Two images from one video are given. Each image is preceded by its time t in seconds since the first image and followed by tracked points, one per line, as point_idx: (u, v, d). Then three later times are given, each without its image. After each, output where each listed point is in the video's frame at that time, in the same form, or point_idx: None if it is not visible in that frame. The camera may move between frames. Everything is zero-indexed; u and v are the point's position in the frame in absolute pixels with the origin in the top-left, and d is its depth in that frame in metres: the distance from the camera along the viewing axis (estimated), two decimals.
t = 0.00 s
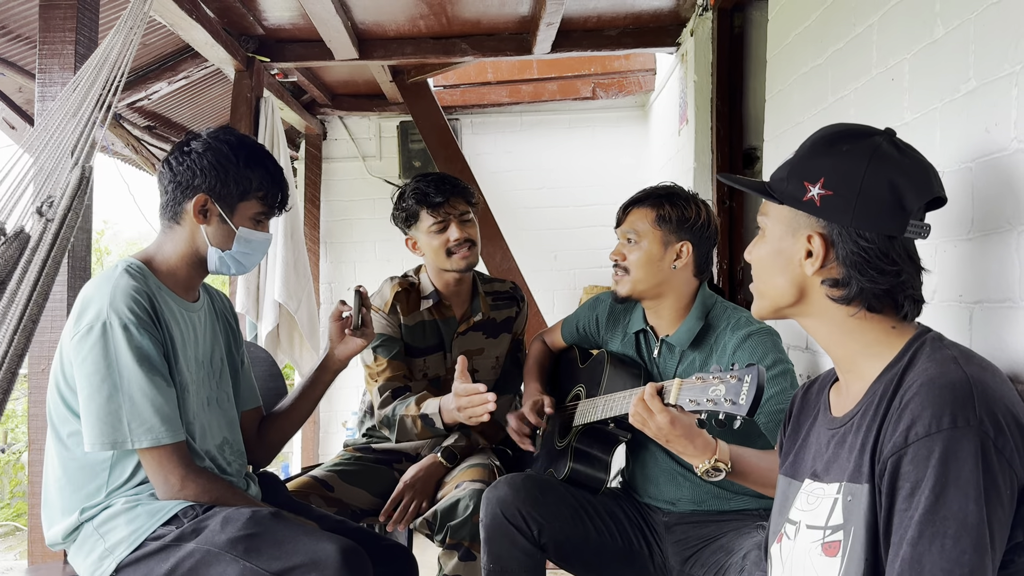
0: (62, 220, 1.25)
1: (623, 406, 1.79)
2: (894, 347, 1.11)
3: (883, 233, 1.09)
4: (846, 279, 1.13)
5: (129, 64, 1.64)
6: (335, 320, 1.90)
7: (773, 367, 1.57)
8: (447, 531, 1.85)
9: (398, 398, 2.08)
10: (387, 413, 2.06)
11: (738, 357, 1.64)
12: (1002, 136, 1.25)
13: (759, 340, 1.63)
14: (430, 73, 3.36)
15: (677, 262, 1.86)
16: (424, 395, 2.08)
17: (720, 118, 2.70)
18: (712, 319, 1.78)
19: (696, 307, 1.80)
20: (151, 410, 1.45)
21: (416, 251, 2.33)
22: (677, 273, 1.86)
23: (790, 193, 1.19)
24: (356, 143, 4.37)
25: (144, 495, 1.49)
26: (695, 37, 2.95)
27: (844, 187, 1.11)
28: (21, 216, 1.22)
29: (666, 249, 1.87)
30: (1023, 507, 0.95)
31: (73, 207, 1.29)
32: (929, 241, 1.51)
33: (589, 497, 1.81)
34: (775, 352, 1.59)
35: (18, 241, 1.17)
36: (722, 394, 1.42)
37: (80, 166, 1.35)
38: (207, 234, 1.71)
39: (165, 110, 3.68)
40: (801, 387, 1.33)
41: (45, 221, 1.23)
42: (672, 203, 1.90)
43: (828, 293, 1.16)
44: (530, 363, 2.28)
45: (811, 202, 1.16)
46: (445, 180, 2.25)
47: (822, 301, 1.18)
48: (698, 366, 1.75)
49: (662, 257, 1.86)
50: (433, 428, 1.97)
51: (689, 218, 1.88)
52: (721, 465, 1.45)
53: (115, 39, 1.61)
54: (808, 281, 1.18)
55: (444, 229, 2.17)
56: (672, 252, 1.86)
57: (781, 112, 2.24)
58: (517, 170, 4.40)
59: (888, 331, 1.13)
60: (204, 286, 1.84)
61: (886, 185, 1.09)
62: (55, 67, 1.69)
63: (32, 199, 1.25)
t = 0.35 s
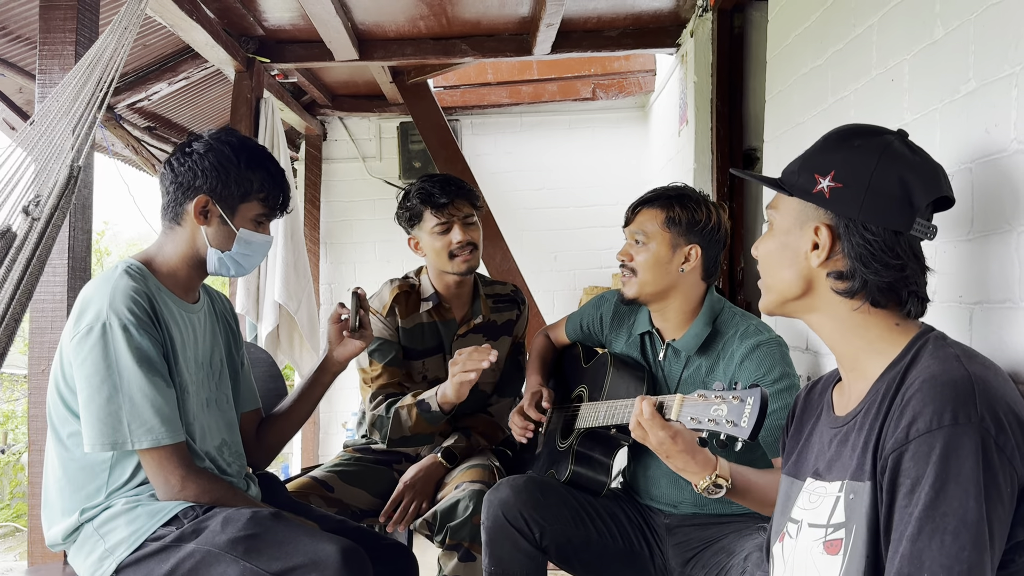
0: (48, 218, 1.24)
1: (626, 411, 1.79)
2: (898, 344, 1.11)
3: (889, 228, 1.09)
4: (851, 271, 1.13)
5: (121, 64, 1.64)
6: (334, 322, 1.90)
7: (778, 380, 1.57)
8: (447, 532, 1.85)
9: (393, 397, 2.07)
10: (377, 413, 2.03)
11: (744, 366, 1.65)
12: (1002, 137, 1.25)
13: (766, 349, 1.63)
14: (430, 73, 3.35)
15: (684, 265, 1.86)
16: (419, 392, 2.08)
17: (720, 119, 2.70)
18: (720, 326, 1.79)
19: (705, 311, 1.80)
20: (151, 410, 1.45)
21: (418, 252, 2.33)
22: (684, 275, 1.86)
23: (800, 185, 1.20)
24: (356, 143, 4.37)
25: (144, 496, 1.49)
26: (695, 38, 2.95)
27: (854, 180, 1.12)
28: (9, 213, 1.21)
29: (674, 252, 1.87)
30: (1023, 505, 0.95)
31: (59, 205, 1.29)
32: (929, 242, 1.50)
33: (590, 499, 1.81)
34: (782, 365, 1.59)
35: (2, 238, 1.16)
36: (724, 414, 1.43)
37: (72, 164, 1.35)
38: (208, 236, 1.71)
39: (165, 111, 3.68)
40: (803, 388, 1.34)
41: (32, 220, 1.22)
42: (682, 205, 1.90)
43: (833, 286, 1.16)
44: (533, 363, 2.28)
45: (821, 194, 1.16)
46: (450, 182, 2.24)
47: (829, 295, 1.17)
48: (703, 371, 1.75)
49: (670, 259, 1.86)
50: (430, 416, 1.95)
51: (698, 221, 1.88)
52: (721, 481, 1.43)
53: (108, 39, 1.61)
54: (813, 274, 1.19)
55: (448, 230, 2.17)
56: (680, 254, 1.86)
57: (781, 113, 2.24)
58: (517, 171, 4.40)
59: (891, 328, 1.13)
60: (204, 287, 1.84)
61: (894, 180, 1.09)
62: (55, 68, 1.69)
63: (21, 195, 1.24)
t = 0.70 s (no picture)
0: (78, 220, 1.32)
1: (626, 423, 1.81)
2: (893, 345, 1.12)
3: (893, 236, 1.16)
4: (867, 275, 1.14)
5: (139, 63, 1.61)
6: (334, 320, 1.91)
7: (780, 394, 1.56)
8: (446, 532, 1.85)
9: (396, 400, 2.06)
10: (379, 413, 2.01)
11: (744, 376, 1.65)
12: (1002, 137, 1.25)
13: (769, 361, 1.63)
14: (431, 74, 3.35)
15: (672, 271, 1.85)
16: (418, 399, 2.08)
17: (719, 119, 2.70)
18: (722, 333, 1.79)
19: (708, 317, 1.81)
20: (151, 410, 1.45)
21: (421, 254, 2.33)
22: (672, 281, 1.85)
23: (812, 185, 1.19)
24: (356, 143, 4.37)
25: (144, 496, 1.49)
26: (696, 38, 2.94)
27: (874, 186, 1.15)
28: (41, 217, 1.30)
29: (664, 257, 1.85)
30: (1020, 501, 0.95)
31: (89, 206, 1.35)
32: (929, 243, 1.50)
33: (589, 504, 1.80)
34: (784, 379, 1.58)
35: (35, 241, 1.26)
36: (718, 446, 1.44)
37: (97, 168, 1.39)
38: (209, 236, 1.71)
39: (165, 111, 3.68)
40: (802, 391, 1.34)
41: (63, 222, 1.31)
42: (675, 211, 1.88)
43: (843, 288, 1.16)
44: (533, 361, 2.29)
45: (840, 199, 1.16)
46: (454, 184, 2.22)
47: (835, 297, 1.17)
48: (704, 378, 1.76)
49: (659, 263, 1.85)
50: (432, 423, 1.94)
51: (688, 228, 1.86)
52: (714, 505, 1.44)
53: (122, 38, 1.58)
54: (819, 276, 1.18)
55: (450, 232, 2.16)
56: (667, 259, 1.85)
57: (780, 113, 2.24)
58: (517, 170, 4.40)
59: (887, 329, 1.14)
60: (203, 286, 1.84)
61: (909, 195, 1.18)
62: (55, 68, 1.69)
63: (48, 197, 1.31)
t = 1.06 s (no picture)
0: (108, 216, 1.25)
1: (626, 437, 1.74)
2: (902, 345, 1.09)
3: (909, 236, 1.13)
4: (883, 268, 1.11)
5: (149, 56, 1.56)
6: (331, 319, 1.88)
7: (778, 402, 1.55)
8: (446, 535, 1.82)
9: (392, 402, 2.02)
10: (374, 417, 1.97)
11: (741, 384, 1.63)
12: (1012, 134, 1.21)
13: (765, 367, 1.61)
14: (430, 70, 3.32)
15: (662, 276, 1.83)
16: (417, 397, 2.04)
17: (724, 115, 2.67)
18: (716, 339, 1.76)
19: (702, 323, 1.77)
20: (144, 413, 1.42)
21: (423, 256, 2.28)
22: (663, 287, 1.82)
23: (838, 175, 1.17)
24: (354, 141, 4.34)
25: (138, 499, 1.46)
26: (700, 33, 2.92)
27: (898, 181, 1.14)
28: (70, 218, 1.25)
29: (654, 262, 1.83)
30: None
31: (118, 202, 1.28)
32: (935, 243, 1.47)
33: (586, 514, 1.78)
34: (781, 385, 1.57)
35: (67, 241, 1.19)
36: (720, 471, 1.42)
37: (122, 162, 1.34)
38: (203, 232, 1.68)
39: (160, 107, 3.66)
40: (807, 394, 1.31)
41: (92, 219, 1.24)
42: (664, 217, 1.86)
43: (856, 279, 1.13)
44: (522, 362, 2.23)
45: (864, 189, 1.14)
46: (455, 185, 2.14)
47: (847, 288, 1.14)
48: (699, 385, 1.73)
49: (649, 271, 1.83)
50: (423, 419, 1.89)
51: (678, 233, 1.83)
52: (715, 527, 1.42)
53: (133, 34, 1.52)
54: (834, 265, 1.15)
55: (450, 235, 2.10)
56: (657, 266, 1.82)
57: (785, 108, 2.22)
58: (515, 167, 4.37)
59: (895, 326, 1.11)
60: (196, 285, 1.81)
61: (929, 197, 1.16)
62: (47, 64, 1.66)
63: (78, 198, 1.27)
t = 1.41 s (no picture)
0: None
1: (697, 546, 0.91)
2: None
3: None
4: None
5: None
6: (211, 341, 1.09)
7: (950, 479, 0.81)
8: None
9: (305, 483, 1.05)
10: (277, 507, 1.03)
11: (887, 454, 0.85)
12: None
13: (927, 426, 0.83)
14: None
15: (747, 268, 0.96)
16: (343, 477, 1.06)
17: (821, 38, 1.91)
18: (842, 370, 0.93)
19: (817, 345, 0.94)
20: None
21: (360, 236, 1.24)
22: (747, 291, 0.96)
23: None
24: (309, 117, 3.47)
25: None
26: None
27: None
28: None
29: (733, 245, 0.96)
30: None
31: None
32: None
33: None
34: (954, 448, 0.82)
35: None
36: None
37: None
38: None
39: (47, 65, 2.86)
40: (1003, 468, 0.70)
41: None
42: (746, 165, 0.98)
43: None
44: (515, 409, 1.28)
45: None
46: (424, 122, 1.18)
47: None
48: (817, 454, 0.92)
49: (723, 261, 0.96)
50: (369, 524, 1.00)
51: (769, 194, 0.96)
52: None
53: None
54: None
55: (410, 210, 1.15)
56: (738, 250, 0.96)
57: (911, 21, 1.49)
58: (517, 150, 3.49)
59: None
60: None
61: None
62: None
63: None
